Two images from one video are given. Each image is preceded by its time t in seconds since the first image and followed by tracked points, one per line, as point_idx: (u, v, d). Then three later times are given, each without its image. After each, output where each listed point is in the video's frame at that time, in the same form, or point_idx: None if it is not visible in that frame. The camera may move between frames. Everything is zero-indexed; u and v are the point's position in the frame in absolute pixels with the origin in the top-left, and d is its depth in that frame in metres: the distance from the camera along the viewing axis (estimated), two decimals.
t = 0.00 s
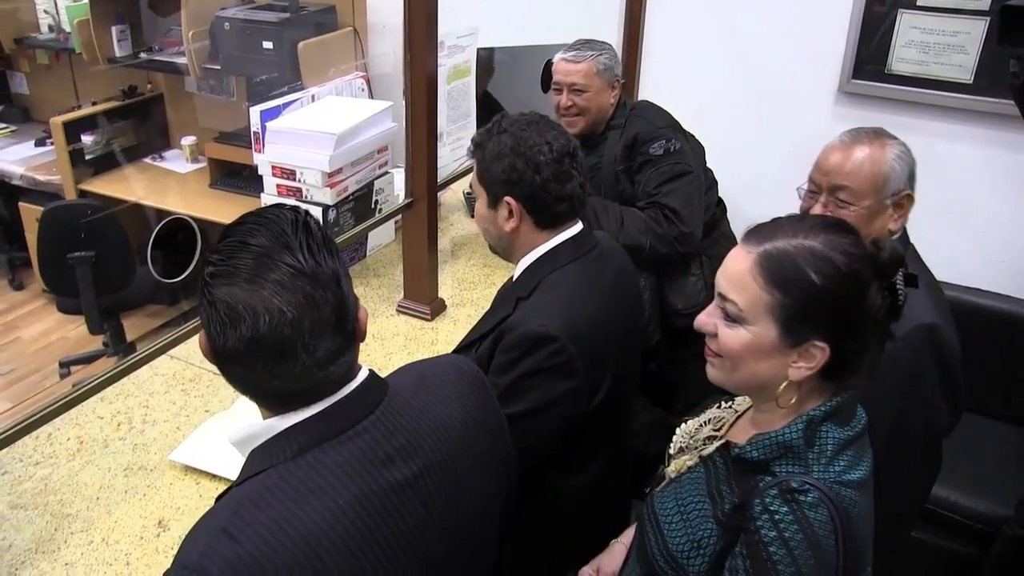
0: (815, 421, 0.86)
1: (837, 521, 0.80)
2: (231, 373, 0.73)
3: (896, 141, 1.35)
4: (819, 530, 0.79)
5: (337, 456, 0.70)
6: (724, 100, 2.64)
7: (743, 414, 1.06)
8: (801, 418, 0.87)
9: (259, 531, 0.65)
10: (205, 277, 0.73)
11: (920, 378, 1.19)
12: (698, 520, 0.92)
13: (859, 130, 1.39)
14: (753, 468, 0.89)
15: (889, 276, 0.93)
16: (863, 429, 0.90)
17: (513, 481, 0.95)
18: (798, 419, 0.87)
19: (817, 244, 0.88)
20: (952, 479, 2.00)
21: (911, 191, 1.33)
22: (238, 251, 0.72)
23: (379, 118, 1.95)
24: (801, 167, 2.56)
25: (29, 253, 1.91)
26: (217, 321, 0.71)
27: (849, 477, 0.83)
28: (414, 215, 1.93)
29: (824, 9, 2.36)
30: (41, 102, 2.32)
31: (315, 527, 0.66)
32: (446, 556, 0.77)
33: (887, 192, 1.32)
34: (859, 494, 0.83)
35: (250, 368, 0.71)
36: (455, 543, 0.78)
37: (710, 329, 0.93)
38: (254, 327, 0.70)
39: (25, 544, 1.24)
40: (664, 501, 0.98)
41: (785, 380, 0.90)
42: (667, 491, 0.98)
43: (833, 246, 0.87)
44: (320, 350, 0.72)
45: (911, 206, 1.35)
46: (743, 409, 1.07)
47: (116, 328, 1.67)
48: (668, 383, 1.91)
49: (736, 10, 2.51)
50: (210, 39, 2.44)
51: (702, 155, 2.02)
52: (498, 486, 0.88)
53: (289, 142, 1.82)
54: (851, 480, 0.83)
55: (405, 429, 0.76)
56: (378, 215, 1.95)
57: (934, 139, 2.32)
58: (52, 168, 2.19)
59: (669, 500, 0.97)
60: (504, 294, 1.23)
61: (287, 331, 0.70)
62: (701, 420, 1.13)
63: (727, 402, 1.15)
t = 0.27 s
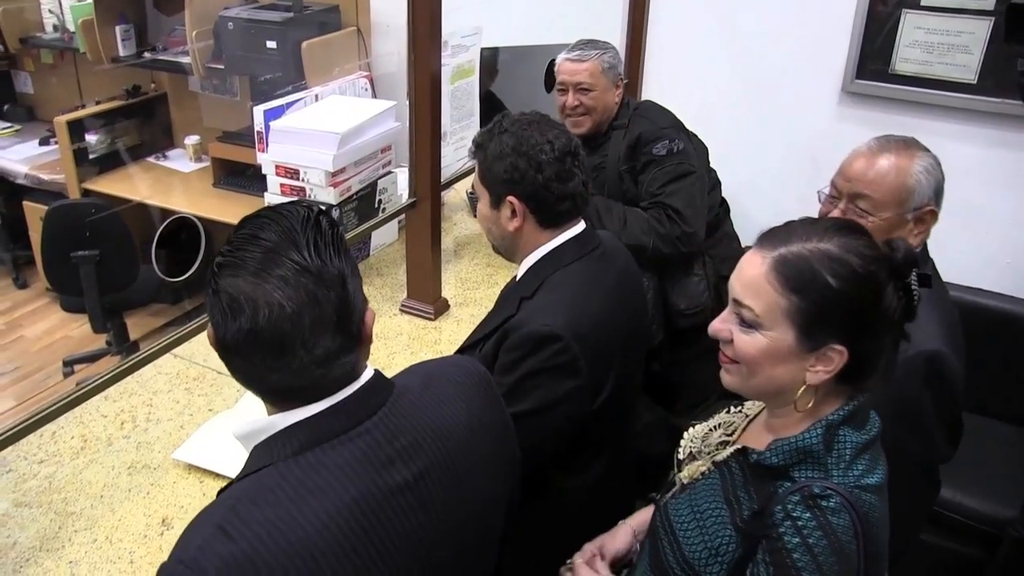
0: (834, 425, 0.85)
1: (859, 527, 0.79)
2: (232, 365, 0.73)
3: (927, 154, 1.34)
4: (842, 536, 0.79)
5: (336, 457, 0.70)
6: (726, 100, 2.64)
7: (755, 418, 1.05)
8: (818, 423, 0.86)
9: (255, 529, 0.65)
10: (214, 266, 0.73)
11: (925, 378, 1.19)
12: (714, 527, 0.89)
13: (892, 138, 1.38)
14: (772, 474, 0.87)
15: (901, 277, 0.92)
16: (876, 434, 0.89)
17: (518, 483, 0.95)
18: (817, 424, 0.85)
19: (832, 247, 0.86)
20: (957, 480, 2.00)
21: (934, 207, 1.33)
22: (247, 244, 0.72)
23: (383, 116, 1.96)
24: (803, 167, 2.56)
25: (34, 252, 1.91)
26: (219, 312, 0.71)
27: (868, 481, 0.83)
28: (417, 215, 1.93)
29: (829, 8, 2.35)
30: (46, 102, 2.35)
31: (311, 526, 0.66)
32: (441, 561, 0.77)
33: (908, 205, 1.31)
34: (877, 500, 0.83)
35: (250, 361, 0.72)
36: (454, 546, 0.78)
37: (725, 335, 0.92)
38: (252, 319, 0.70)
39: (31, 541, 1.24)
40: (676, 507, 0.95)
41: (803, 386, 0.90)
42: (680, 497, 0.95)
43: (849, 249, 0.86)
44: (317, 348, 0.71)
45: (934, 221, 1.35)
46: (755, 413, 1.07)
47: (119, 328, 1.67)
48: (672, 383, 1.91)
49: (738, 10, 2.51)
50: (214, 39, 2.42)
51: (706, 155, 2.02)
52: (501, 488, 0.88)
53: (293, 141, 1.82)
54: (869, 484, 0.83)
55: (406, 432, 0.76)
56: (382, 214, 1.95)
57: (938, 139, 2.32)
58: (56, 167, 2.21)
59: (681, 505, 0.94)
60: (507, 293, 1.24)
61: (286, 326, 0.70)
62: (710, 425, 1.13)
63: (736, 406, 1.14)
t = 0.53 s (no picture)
0: (850, 433, 0.85)
1: (877, 536, 0.79)
2: (212, 356, 0.74)
3: (939, 168, 1.33)
4: (861, 545, 0.78)
5: (310, 459, 0.67)
6: (731, 101, 2.63)
7: (768, 421, 1.05)
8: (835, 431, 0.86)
9: (206, 529, 0.62)
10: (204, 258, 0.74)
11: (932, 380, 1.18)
12: (728, 534, 0.89)
13: (909, 148, 1.36)
14: (787, 481, 0.86)
15: (915, 281, 0.91)
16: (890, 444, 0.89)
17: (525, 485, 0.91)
18: (833, 432, 0.85)
19: (846, 250, 0.86)
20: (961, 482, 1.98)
21: (940, 217, 1.31)
22: (228, 238, 0.72)
23: (388, 116, 1.96)
24: (808, 168, 2.55)
25: (40, 251, 1.93)
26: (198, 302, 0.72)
27: (884, 491, 0.82)
28: (423, 215, 1.94)
29: (834, 9, 2.35)
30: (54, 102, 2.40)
31: (272, 525, 0.63)
32: None
33: (910, 216, 1.30)
34: (893, 510, 0.82)
35: (220, 353, 0.72)
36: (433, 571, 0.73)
37: (739, 336, 0.93)
38: (214, 312, 0.70)
39: (37, 539, 1.25)
40: (689, 513, 0.95)
41: (814, 388, 0.89)
42: (693, 502, 0.95)
43: (863, 254, 0.86)
44: (277, 349, 0.70)
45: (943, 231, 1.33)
46: (768, 417, 1.06)
47: (124, 326, 1.67)
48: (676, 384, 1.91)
49: (744, 10, 2.50)
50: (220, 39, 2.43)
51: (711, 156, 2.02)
52: (501, 504, 0.84)
53: (299, 141, 1.82)
54: (886, 493, 0.83)
55: (390, 443, 0.72)
56: (388, 214, 1.95)
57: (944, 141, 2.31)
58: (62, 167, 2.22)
59: (694, 511, 0.94)
60: (512, 293, 1.24)
61: (243, 323, 0.69)
62: (719, 427, 1.13)
63: (747, 409, 1.14)
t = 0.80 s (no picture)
0: (851, 441, 0.83)
1: (872, 545, 0.78)
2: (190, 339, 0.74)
3: (934, 181, 1.26)
4: (855, 555, 0.77)
5: (266, 445, 0.65)
6: (736, 101, 2.63)
7: (777, 425, 1.04)
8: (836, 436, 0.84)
9: (148, 509, 0.62)
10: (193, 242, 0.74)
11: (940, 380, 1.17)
12: (727, 536, 0.88)
13: (924, 160, 1.31)
14: (786, 486, 0.85)
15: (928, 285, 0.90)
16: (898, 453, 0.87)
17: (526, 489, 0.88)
18: (834, 438, 0.84)
19: (850, 253, 0.82)
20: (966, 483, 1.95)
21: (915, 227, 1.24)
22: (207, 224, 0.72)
23: (394, 116, 1.97)
24: (814, 169, 2.54)
25: (45, 251, 1.96)
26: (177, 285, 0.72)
27: (884, 499, 0.81)
28: (429, 215, 1.94)
29: (840, 9, 2.34)
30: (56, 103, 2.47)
31: (205, 504, 0.61)
32: None
33: (882, 219, 1.25)
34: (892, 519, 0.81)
35: (190, 337, 0.72)
36: None
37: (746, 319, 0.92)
38: (179, 294, 0.70)
39: (44, 538, 1.25)
40: (689, 513, 0.94)
41: (795, 379, 0.87)
42: (694, 503, 0.95)
43: (870, 261, 0.81)
44: (230, 336, 0.69)
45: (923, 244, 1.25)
46: (777, 421, 1.06)
47: (130, 326, 1.67)
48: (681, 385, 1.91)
49: (750, 11, 2.50)
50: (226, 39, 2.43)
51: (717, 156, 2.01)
52: (493, 517, 0.77)
53: (305, 141, 1.82)
54: (886, 503, 0.81)
55: (357, 442, 0.66)
56: (393, 214, 1.95)
57: (949, 141, 2.30)
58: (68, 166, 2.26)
59: (694, 512, 0.94)
60: (517, 292, 1.24)
61: (200, 306, 0.68)
62: (732, 429, 1.12)
63: (761, 412, 1.13)
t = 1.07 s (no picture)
0: (823, 437, 0.75)
1: (829, 551, 0.72)
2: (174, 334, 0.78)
3: (935, 174, 1.23)
4: (806, 561, 0.71)
5: (234, 435, 0.67)
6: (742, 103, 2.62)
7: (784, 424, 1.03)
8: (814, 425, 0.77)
9: (127, 500, 0.65)
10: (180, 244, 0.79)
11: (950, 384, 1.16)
12: (699, 518, 0.83)
13: (929, 155, 1.29)
14: (757, 474, 0.79)
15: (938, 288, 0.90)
16: (897, 461, 0.77)
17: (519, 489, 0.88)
18: (806, 430, 0.76)
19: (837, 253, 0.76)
20: (969, 484, 1.89)
21: (914, 219, 1.21)
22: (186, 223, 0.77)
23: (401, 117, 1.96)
24: (820, 171, 2.54)
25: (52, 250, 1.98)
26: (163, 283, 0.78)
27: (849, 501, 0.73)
28: (436, 216, 1.94)
29: (846, 12, 2.34)
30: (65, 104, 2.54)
31: (178, 493, 0.65)
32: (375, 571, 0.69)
33: (880, 212, 1.23)
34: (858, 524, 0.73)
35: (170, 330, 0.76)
36: None
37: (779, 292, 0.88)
38: (157, 288, 0.75)
39: (50, 537, 1.26)
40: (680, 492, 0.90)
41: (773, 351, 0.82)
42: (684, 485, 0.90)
43: (842, 263, 0.75)
44: (196, 325, 0.72)
45: (924, 236, 1.22)
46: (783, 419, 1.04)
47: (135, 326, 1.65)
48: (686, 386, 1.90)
49: (756, 14, 2.50)
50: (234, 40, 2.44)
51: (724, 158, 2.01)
52: (469, 513, 0.77)
53: (308, 141, 1.83)
54: (852, 506, 0.73)
55: (316, 436, 0.68)
56: (400, 215, 1.96)
57: (957, 144, 2.29)
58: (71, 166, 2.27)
59: (683, 492, 0.89)
60: (522, 295, 1.24)
61: (170, 298, 0.73)
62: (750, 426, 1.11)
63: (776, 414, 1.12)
